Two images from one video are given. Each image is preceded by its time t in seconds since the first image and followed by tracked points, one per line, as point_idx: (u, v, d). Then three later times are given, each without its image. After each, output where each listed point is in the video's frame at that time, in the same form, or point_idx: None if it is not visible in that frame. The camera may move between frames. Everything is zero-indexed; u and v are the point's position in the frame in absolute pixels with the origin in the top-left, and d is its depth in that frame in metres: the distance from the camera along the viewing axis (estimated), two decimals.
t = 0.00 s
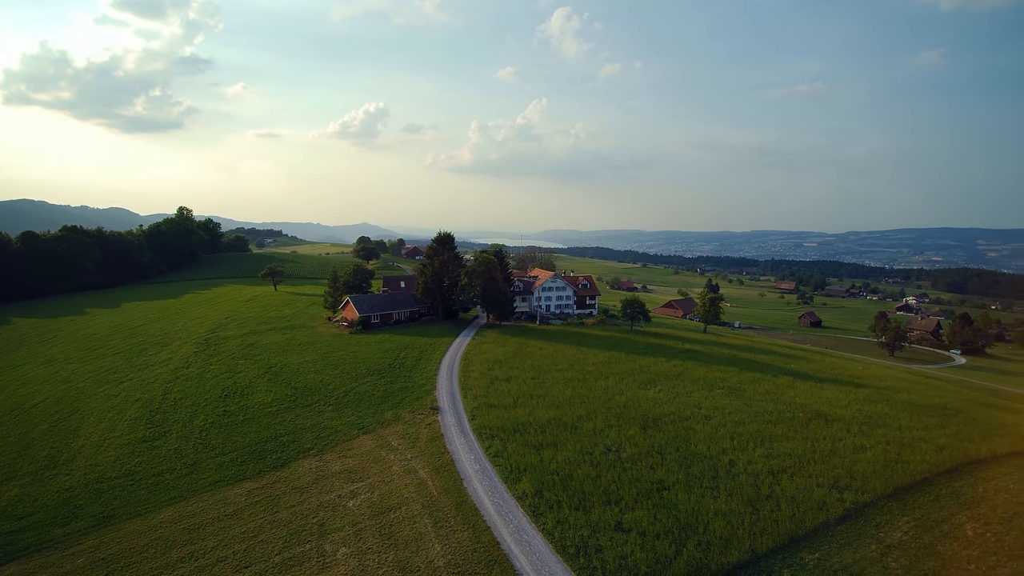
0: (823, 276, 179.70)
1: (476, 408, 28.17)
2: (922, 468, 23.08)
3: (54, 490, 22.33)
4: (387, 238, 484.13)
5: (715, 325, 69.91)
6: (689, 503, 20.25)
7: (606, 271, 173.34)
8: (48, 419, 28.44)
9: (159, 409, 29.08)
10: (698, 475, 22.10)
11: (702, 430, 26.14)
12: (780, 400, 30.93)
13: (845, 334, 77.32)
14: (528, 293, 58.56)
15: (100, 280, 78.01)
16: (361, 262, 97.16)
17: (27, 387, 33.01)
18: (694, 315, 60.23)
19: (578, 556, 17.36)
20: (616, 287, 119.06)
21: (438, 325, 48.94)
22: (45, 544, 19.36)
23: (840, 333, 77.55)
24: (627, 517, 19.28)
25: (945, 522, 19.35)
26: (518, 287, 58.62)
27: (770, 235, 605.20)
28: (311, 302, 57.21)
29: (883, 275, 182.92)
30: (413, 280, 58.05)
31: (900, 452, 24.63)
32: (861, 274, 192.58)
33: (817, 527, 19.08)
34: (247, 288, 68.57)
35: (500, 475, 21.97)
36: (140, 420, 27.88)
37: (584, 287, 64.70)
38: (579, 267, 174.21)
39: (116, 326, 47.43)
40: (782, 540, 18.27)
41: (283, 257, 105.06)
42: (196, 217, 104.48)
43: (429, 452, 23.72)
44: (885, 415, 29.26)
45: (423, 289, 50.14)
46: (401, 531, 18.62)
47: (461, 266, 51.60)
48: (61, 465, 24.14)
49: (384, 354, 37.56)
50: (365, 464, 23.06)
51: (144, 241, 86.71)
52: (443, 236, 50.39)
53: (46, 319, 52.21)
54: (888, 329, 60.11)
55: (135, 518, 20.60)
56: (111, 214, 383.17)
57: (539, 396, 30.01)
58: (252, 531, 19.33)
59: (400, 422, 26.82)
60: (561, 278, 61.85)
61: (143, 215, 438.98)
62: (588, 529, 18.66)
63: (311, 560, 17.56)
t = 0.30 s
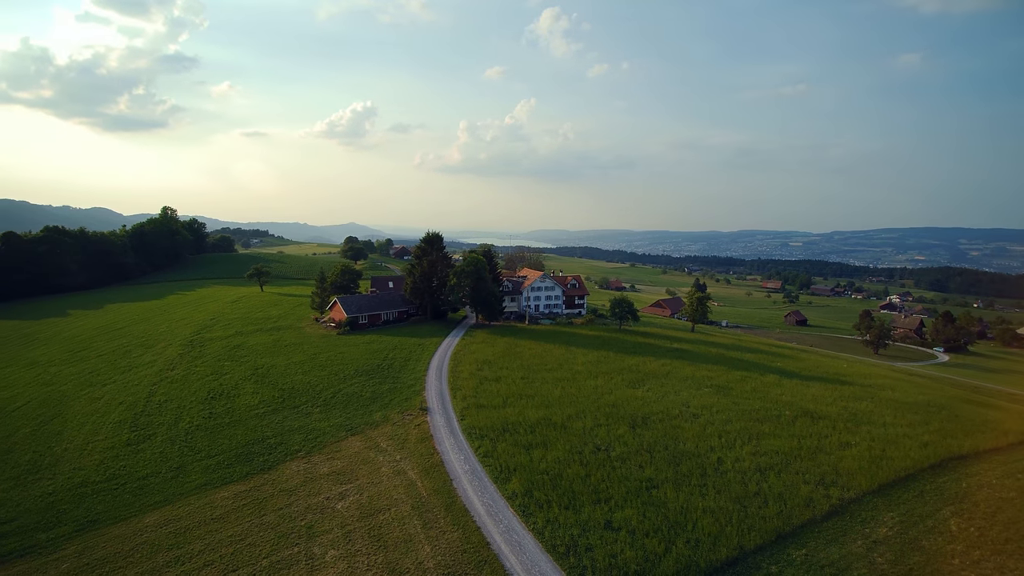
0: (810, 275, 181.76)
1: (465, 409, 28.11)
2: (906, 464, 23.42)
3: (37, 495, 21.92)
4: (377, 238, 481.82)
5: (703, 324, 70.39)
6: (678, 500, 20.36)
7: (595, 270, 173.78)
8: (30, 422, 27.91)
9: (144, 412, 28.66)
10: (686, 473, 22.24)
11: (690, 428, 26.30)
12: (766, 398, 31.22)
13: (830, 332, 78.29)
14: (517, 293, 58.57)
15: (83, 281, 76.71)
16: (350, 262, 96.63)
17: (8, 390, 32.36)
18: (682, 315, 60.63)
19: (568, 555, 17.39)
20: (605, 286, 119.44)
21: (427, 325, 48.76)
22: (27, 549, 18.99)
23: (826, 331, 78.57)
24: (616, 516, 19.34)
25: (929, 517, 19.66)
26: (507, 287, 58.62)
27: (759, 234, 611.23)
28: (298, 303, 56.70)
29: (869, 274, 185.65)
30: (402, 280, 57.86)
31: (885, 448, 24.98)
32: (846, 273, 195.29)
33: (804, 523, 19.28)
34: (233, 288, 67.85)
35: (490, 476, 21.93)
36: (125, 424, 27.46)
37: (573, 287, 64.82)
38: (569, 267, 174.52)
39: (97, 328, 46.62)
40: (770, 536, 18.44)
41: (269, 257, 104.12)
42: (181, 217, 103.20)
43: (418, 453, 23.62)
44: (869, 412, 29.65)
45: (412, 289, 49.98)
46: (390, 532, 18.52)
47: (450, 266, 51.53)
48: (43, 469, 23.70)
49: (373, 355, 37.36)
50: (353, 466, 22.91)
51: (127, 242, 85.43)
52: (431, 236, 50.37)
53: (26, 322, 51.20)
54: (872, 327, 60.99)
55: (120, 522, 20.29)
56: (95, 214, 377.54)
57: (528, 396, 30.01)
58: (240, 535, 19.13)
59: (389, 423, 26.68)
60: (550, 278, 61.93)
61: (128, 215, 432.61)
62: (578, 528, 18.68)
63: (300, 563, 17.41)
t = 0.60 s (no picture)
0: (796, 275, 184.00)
1: (454, 409, 28.03)
2: (890, 460, 23.74)
3: (18, 500, 21.49)
4: (367, 238, 479.03)
5: (690, 323, 70.93)
6: (666, 499, 20.46)
7: (585, 270, 174.32)
8: (11, 426, 27.37)
9: (128, 415, 28.25)
10: (674, 471, 22.36)
11: (678, 427, 26.47)
12: (753, 396, 31.51)
13: (815, 330, 79.33)
14: (505, 293, 58.51)
15: (65, 282, 75.36)
16: (337, 262, 96.05)
17: None
18: (670, 314, 61.02)
19: (558, 554, 17.40)
20: (594, 286, 119.86)
21: (415, 325, 48.58)
22: (8, 556, 18.62)
23: (810, 329, 79.61)
24: (606, 514, 19.40)
25: (914, 512, 19.94)
26: (496, 287, 58.57)
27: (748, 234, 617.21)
28: (285, 304, 56.21)
29: (854, 273, 188.47)
30: (390, 280, 57.63)
31: (870, 445, 25.30)
32: (832, 272, 197.99)
33: (791, 519, 19.47)
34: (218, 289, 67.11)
35: (479, 476, 21.88)
36: (109, 427, 27.04)
37: (562, 287, 64.99)
38: (558, 267, 174.77)
39: (79, 330, 45.82)
40: (757, 533, 18.59)
41: (256, 258, 103.15)
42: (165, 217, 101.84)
43: (407, 454, 23.53)
44: (854, 409, 30.02)
45: (400, 290, 49.80)
46: (379, 534, 18.41)
47: (438, 266, 51.38)
48: (25, 474, 23.25)
49: (361, 356, 37.15)
50: (341, 468, 22.75)
51: (110, 242, 84.10)
52: (419, 236, 50.16)
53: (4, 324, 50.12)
54: (856, 325, 61.86)
55: (104, 527, 19.96)
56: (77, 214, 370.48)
57: (517, 395, 30.00)
58: (226, 539, 18.89)
59: (377, 424, 26.52)
60: (539, 278, 62.01)
61: (113, 215, 425.72)
62: (567, 528, 18.70)
63: (287, 566, 17.25)
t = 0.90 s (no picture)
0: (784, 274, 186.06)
1: (444, 409, 27.95)
2: (876, 457, 24.05)
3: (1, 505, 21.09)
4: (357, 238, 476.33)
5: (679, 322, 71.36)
6: (655, 497, 20.55)
7: (575, 270, 174.66)
8: None
9: (113, 418, 27.81)
10: (663, 470, 22.46)
11: (667, 425, 26.60)
12: (740, 394, 31.75)
13: (802, 328, 80.20)
14: (495, 293, 58.48)
15: (47, 283, 73.99)
16: (325, 262, 95.41)
17: None
18: (658, 313, 61.37)
19: (548, 553, 17.41)
20: (583, 286, 120.08)
21: (404, 326, 48.36)
22: None
23: (797, 328, 80.48)
24: (596, 513, 19.46)
25: (899, 508, 20.22)
26: (485, 287, 58.52)
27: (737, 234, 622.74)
28: (272, 304, 55.64)
29: (841, 272, 190.97)
30: (379, 281, 57.37)
31: (855, 442, 25.62)
32: (818, 271, 200.37)
33: (778, 516, 19.64)
34: (204, 290, 66.32)
35: (469, 476, 21.83)
36: (93, 430, 26.61)
37: (551, 286, 65.07)
38: (548, 267, 174.98)
39: (60, 332, 44.96)
40: (745, 530, 18.74)
41: (243, 258, 102.09)
42: (149, 216, 100.36)
43: (396, 455, 23.41)
44: (840, 407, 30.37)
45: (389, 290, 49.55)
46: (368, 536, 18.29)
47: (428, 266, 51.23)
48: (7, 479, 22.81)
49: (349, 357, 36.90)
50: (330, 470, 22.59)
51: (93, 242, 82.67)
52: (408, 236, 49.97)
53: None
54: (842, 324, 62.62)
55: (89, 531, 19.64)
56: (61, 214, 364.05)
57: (507, 395, 29.98)
58: (213, 542, 18.67)
59: (366, 426, 26.35)
60: (528, 278, 62.01)
61: (97, 215, 419.04)
62: (557, 527, 18.72)
63: (275, 569, 17.08)
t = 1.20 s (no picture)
0: (772, 274, 187.90)
1: (434, 410, 27.87)
2: (862, 453, 24.35)
3: None
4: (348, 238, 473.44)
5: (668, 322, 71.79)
6: (645, 495, 20.65)
7: (565, 269, 174.83)
8: None
9: (97, 421, 27.39)
10: (653, 468, 22.58)
11: (656, 424, 26.73)
12: (729, 393, 32.00)
13: (789, 327, 81.00)
14: (484, 293, 58.43)
15: (29, 285, 72.70)
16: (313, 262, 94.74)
17: None
18: (647, 312, 61.66)
19: (538, 553, 17.42)
20: (573, 285, 120.32)
21: (394, 326, 48.16)
22: None
23: (784, 326, 81.29)
24: (586, 512, 19.50)
25: (885, 504, 20.49)
26: (475, 287, 58.47)
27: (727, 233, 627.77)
28: (260, 305, 55.14)
29: (827, 271, 193.21)
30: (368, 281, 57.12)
31: (842, 438, 25.93)
32: (805, 270, 202.55)
33: (767, 513, 19.82)
34: (190, 291, 65.52)
35: (459, 477, 21.78)
36: (77, 434, 26.18)
37: (541, 286, 65.18)
38: (538, 267, 175.08)
39: (42, 334, 44.17)
40: (734, 527, 18.87)
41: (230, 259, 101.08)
42: (134, 217, 98.98)
43: (386, 456, 23.30)
44: (827, 404, 30.71)
45: (378, 291, 49.36)
46: (358, 538, 18.17)
47: (417, 266, 51.09)
48: None
49: (338, 358, 36.66)
50: (319, 471, 22.43)
51: (77, 243, 81.36)
52: (398, 236, 49.79)
53: None
54: (828, 322, 63.35)
55: (75, 536, 19.35)
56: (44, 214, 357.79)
57: (497, 395, 29.96)
58: (201, 546, 18.46)
59: (356, 427, 26.20)
60: (518, 278, 62.05)
61: (82, 215, 412.38)
62: (548, 526, 18.73)
63: (264, 572, 16.92)
